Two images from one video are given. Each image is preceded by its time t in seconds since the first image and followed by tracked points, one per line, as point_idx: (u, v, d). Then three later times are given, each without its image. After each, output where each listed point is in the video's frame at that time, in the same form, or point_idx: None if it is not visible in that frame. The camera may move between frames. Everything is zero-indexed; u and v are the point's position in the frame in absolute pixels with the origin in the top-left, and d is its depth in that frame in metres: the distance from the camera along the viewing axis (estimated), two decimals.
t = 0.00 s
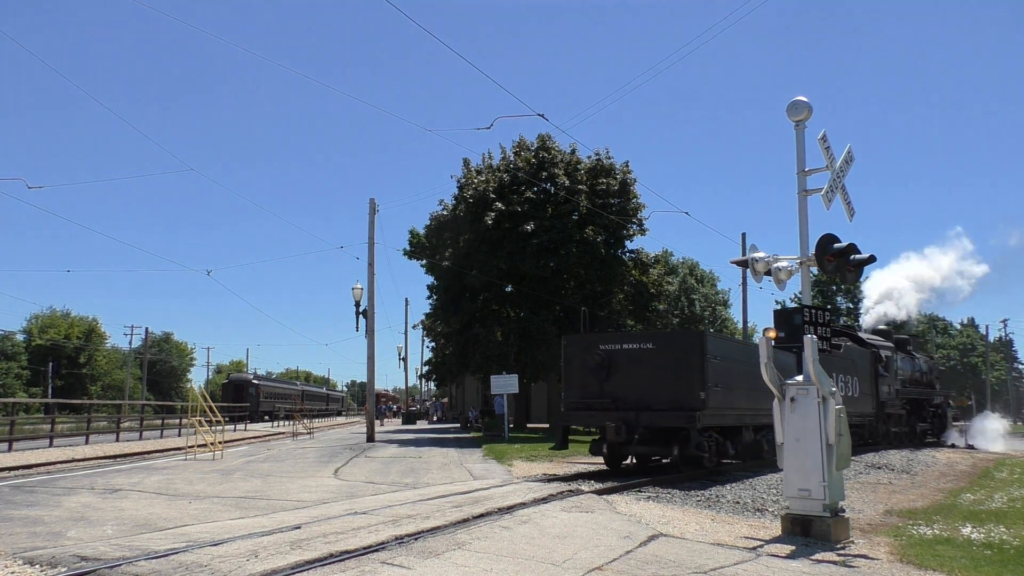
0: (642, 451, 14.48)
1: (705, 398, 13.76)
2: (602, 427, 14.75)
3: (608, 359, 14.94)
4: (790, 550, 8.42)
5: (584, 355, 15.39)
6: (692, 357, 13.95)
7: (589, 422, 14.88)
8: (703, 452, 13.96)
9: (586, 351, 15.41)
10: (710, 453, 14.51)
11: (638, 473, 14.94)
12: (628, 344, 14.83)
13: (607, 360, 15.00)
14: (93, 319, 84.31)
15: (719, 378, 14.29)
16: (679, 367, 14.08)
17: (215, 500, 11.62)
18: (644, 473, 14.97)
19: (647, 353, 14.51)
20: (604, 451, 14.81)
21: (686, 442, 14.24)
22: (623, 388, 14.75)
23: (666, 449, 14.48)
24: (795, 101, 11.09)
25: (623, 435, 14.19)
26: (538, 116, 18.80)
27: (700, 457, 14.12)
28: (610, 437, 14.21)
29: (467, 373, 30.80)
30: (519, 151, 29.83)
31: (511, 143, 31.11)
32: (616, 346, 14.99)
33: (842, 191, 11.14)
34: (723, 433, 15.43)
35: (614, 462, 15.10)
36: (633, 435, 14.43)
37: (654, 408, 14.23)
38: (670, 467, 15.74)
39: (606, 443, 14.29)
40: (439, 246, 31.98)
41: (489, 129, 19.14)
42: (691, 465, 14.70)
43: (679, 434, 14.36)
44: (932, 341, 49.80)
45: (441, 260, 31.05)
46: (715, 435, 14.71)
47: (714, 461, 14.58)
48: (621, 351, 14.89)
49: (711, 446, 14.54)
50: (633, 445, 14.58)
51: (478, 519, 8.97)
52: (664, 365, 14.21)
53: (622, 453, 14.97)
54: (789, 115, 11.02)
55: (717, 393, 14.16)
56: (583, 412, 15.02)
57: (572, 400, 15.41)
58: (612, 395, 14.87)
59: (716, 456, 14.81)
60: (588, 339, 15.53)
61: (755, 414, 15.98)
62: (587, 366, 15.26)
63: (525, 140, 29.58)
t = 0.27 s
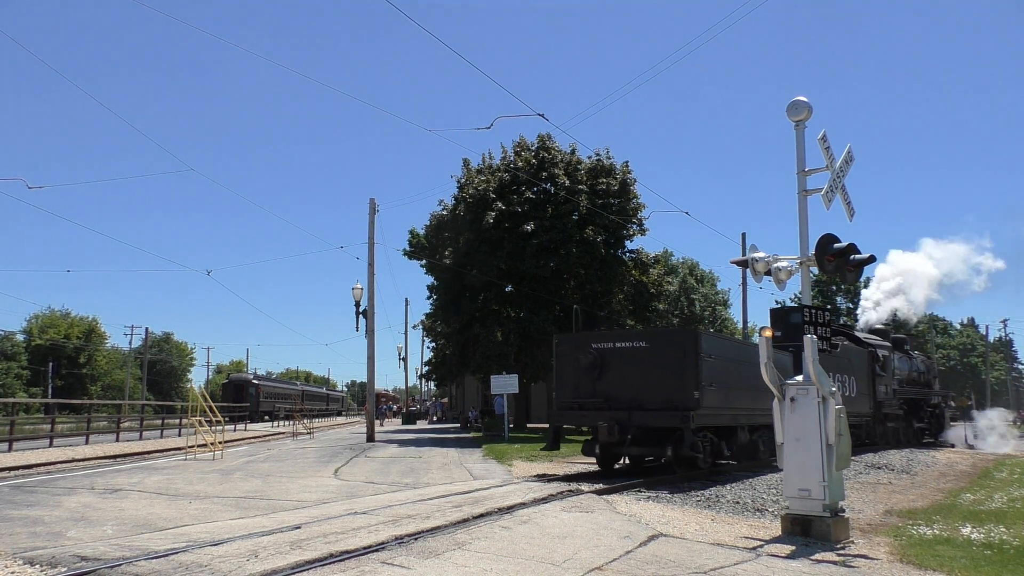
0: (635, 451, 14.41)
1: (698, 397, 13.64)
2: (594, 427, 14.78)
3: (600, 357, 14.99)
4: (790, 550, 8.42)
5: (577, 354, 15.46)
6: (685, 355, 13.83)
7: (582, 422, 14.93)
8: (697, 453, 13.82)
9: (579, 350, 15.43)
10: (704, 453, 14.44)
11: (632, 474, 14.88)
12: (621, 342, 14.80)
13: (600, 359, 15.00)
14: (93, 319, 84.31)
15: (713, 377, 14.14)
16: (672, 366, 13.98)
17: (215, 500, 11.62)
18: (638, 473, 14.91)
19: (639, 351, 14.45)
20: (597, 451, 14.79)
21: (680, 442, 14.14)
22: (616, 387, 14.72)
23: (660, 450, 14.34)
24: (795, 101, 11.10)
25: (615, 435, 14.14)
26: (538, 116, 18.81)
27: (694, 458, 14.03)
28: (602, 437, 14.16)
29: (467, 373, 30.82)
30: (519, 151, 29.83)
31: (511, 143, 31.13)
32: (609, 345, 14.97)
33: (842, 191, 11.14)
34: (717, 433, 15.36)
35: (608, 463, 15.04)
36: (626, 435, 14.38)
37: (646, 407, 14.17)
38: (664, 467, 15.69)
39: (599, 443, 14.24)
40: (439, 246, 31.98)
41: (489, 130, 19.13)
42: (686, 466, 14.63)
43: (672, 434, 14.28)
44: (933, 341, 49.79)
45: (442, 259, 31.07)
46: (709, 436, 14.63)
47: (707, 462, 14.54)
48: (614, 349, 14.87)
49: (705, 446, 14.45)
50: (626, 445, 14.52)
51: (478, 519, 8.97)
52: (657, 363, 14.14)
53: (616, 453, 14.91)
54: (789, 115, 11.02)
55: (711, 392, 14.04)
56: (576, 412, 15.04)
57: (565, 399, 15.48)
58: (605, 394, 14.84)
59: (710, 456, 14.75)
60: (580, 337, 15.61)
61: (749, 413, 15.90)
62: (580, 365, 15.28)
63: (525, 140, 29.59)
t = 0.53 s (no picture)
0: (627, 452, 14.30)
1: (692, 396, 13.59)
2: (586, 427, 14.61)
3: (592, 356, 14.88)
4: (790, 550, 8.41)
5: (569, 352, 15.32)
6: (679, 353, 13.78)
7: (573, 421, 14.77)
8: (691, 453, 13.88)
9: (571, 349, 15.32)
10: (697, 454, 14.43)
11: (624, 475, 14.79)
12: (613, 341, 14.71)
13: (592, 357, 14.91)
14: (93, 319, 84.31)
15: (707, 377, 14.10)
16: (666, 365, 13.91)
17: (215, 500, 11.62)
18: (631, 473, 14.82)
19: (633, 349, 14.38)
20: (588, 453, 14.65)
21: (673, 442, 14.08)
22: (609, 387, 14.63)
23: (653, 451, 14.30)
24: (795, 101, 11.10)
25: (607, 435, 14.04)
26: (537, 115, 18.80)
27: (688, 458, 14.00)
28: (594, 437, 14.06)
29: (467, 373, 30.84)
30: (519, 151, 29.83)
31: (511, 143, 31.13)
32: (601, 343, 14.88)
33: (842, 191, 11.14)
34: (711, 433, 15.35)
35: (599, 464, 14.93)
36: (618, 435, 14.27)
37: (639, 407, 14.06)
38: (657, 468, 15.64)
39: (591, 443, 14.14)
40: (439, 246, 31.98)
41: (489, 130, 19.11)
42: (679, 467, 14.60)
43: (666, 435, 14.22)
44: (932, 341, 49.79)
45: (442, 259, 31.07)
46: (703, 436, 14.61)
47: (701, 463, 14.54)
48: (606, 348, 14.78)
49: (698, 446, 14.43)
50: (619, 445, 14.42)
51: (478, 519, 8.97)
52: (651, 362, 14.07)
53: (608, 454, 14.82)
54: (790, 115, 11.02)
55: (705, 391, 14.00)
56: (567, 411, 14.91)
57: (556, 399, 15.32)
58: (598, 393, 14.75)
59: (704, 456, 14.74)
60: (572, 336, 15.50)
61: (744, 413, 15.87)
62: (571, 363, 15.17)
63: (525, 140, 29.59)
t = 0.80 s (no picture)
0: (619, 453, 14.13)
1: (686, 396, 13.53)
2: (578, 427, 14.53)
3: (584, 355, 14.82)
4: (790, 550, 8.41)
5: (560, 351, 15.26)
6: (672, 352, 13.71)
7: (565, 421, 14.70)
8: (683, 453, 13.74)
9: (563, 347, 15.25)
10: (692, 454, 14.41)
11: (617, 475, 14.71)
12: (605, 339, 14.66)
13: (584, 356, 14.84)
14: (93, 319, 84.28)
15: (701, 376, 14.04)
16: (658, 363, 13.84)
17: (215, 500, 11.62)
18: (625, 475, 14.73)
19: (625, 348, 14.32)
20: (581, 454, 14.56)
21: (666, 443, 14.00)
22: (601, 386, 14.56)
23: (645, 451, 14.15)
24: (795, 101, 11.11)
25: (599, 435, 13.96)
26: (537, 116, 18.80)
27: (682, 458, 13.96)
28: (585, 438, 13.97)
29: (468, 372, 30.87)
30: (519, 151, 29.83)
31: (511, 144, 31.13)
32: (593, 342, 14.82)
33: (842, 191, 11.15)
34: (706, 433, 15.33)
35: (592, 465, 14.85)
36: (610, 436, 14.18)
37: (632, 407, 13.98)
38: (651, 468, 15.60)
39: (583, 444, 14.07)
40: (439, 246, 31.98)
41: (489, 130, 19.10)
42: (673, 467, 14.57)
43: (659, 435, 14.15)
44: (933, 341, 49.74)
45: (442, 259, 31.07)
46: (697, 436, 14.58)
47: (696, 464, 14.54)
48: (598, 346, 14.72)
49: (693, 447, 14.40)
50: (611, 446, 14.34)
51: (478, 519, 8.97)
52: (644, 361, 14.01)
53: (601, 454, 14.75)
54: (789, 115, 11.02)
55: (698, 391, 13.94)
56: (558, 411, 14.84)
57: (547, 399, 15.25)
58: (590, 393, 14.69)
59: (698, 457, 14.72)
60: (563, 334, 15.44)
61: (740, 414, 15.83)
62: (563, 362, 15.10)
63: (525, 140, 29.59)
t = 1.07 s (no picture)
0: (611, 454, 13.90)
1: (680, 395, 13.38)
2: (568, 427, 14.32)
3: (576, 354, 14.69)
4: (790, 550, 8.41)
5: (551, 350, 15.13)
6: (666, 350, 13.58)
7: (555, 421, 14.51)
8: (677, 453, 13.57)
9: (553, 346, 15.11)
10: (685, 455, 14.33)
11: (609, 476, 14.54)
12: (597, 338, 14.54)
13: (576, 355, 14.70)
14: (93, 319, 84.26)
15: (695, 375, 13.94)
16: (652, 362, 13.72)
17: (215, 500, 11.62)
18: (617, 476, 14.57)
19: (619, 347, 14.18)
20: (573, 454, 14.36)
21: (659, 444, 13.82)
22: (593, 385, 14.40)
23: (639, 452, 13.97)
24: (795, 101, 11.11)
25: (591, 435, 13.74)
26: (537, 116, 18.77)
27: (675, 458, 13.72)
28: (576, 437, 13.73)
29: (468, 372, 30.88)
30: (519, 151, 29.83)
31: (511, 143, 31.13)
32: (585, 340, 14.68)
33: (842, 191, 11.15)
34: (699, 433, 15.29)
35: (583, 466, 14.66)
36: (602, 436, 13.94)
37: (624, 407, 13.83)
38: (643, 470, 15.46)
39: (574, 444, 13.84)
40: (439, 246, 31.99)
41: (489, 130, 18.86)
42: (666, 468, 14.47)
43: (651, 435, 13.98)
44: (933, 341, 49.72)
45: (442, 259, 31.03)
46: (691, 436, 14.50)
47: (690, 464, 14.48)
48: (590, 345, 14.58)
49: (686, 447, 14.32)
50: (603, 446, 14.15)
51: (478, 519, 8.97)
52: (637, 359, 13.90)
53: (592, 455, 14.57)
54: (789, 115, 11.03)
55: (693, 390, 13.81)
56: (549, 411, 14.66)
57: (537, 399, 15.11)
58: (582, 392, 14.53)
59: (692, 458, 14.65)
60: (554, 333, 15.31)
61: (735, 414, 15.75)
62: (554, 361, 14.94)
63: (525, 140, 29.59)
